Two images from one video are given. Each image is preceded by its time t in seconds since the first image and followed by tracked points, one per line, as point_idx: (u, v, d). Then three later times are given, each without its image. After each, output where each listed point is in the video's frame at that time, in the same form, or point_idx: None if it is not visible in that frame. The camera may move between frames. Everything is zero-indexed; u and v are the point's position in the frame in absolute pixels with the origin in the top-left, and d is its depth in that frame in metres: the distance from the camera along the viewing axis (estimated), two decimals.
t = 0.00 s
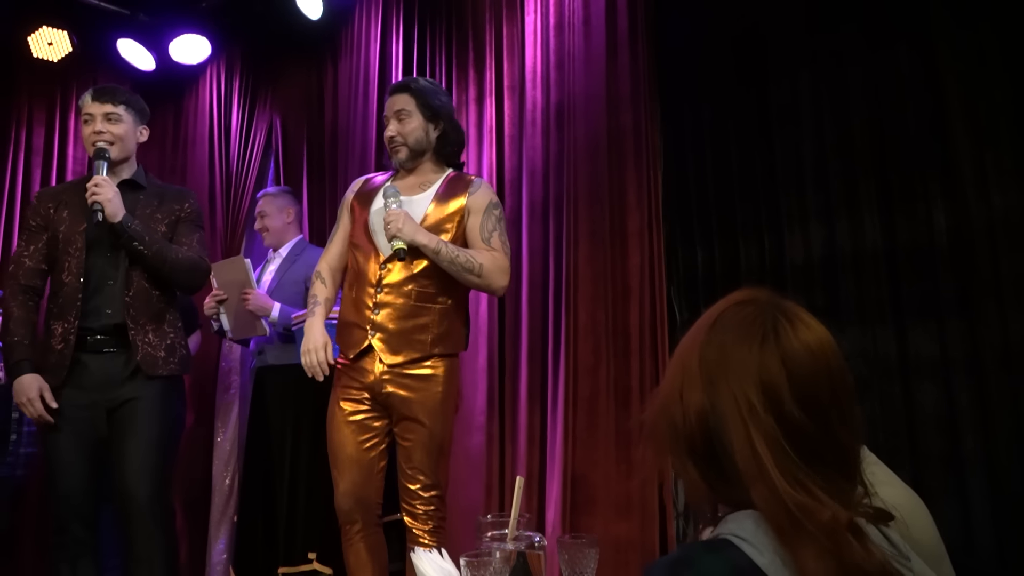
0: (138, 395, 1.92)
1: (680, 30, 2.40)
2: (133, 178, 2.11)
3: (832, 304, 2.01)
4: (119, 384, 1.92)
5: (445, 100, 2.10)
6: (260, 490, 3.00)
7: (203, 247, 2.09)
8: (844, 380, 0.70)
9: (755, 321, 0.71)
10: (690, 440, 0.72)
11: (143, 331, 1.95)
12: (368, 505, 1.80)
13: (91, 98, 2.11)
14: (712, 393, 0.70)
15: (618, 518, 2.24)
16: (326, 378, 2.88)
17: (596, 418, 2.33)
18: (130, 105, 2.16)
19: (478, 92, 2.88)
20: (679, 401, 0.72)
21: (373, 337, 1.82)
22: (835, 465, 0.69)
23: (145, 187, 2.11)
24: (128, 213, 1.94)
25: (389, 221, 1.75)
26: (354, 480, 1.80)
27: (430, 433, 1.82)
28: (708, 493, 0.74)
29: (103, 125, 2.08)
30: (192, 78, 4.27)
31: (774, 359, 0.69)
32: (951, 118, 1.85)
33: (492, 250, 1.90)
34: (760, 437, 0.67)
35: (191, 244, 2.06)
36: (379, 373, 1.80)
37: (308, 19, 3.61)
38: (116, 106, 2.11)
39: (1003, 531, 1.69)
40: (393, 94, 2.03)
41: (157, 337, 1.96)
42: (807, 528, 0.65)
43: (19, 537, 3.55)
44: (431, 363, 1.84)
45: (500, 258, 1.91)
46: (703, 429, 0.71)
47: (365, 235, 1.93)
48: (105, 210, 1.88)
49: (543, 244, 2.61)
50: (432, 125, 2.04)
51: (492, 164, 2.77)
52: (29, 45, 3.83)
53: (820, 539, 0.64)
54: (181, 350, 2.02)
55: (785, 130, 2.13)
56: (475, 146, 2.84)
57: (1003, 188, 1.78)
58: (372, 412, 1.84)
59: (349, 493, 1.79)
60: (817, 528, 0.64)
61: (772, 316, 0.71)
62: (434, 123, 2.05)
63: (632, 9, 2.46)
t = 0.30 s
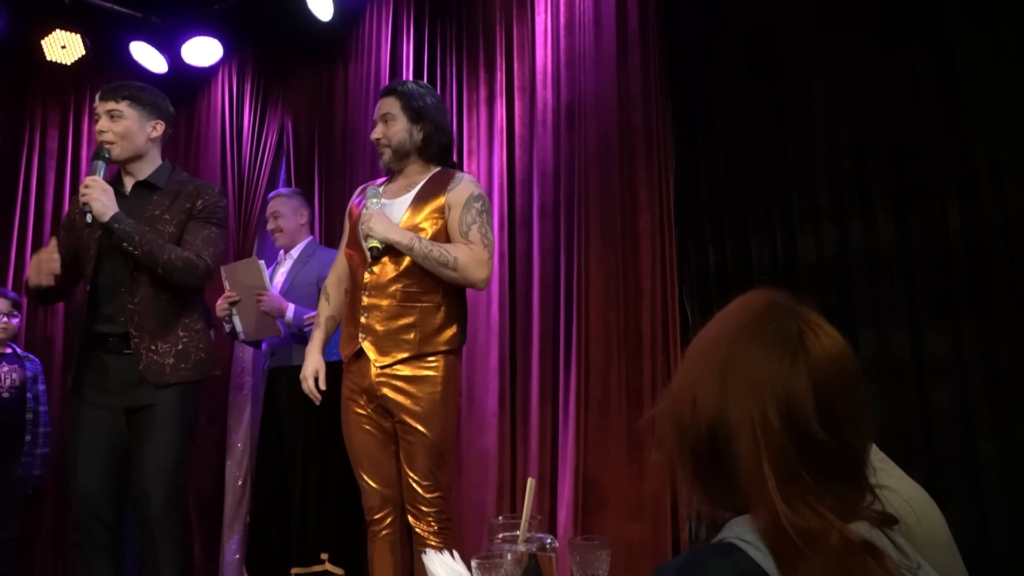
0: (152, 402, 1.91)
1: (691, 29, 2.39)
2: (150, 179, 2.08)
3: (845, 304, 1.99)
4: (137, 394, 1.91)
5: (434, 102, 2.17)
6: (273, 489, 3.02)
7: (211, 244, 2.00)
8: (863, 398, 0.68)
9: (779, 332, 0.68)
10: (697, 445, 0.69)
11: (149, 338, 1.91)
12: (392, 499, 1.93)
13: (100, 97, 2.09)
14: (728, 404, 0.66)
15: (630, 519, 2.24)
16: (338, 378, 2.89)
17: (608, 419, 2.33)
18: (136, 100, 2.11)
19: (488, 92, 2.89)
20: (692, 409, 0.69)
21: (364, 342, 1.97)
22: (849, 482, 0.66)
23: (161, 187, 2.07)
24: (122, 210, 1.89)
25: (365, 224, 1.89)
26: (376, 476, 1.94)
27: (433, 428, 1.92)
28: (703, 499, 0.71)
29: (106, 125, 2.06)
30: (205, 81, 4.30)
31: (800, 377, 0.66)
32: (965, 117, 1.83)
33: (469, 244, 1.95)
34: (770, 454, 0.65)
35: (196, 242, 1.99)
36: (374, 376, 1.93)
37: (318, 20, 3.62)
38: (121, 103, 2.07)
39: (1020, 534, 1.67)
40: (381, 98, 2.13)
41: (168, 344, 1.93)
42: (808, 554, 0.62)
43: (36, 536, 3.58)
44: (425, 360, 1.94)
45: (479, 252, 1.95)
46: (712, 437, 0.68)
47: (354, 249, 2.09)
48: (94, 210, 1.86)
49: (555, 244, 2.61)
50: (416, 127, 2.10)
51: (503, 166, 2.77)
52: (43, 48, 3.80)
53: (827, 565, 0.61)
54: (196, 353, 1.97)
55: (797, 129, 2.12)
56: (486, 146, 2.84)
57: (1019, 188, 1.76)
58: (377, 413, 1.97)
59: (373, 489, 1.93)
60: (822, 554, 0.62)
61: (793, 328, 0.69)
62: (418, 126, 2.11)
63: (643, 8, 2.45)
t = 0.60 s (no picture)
0: (194, 408, 1.91)
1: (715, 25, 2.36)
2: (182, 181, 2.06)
3: (875, 302, 1.96)
4: (179, 399, 1.93)
5: (442, 104, 2.24)
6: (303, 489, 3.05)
7: (238, 250, 1.98)
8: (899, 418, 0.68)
9: (832, 353, 0.66)
10: (730, 461, 0.66)
11: (187, 347, 1.91)
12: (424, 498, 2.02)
13: (129, 101, 2.08)
14: (783, 433, 0.64)
15: (658, 520, 2.22)
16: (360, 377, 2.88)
17: (634, 419, 2.32)
18: (161, 103, 2.07)
19: (511, 92, 2.88)
20: (733, 427, 0.65)
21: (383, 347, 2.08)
22: (880, 500, 0.67)
23: (193, 190, 2.05)
24: (146, 221, 1.89)
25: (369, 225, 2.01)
26: (408, 477, 2.04)
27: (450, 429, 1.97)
28: (716, 496, 0.69)
29: (134, 131, 2.05)
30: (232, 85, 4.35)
31: (862, 408, 0.64)
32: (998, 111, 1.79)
33: (468, 244, 2.02)
34: (825, 487, 0.63)
35: (224, 249, 1.96)
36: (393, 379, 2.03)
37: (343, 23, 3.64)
38: (146, 107, 2.05)
39: None
40: (390, 100, 2.21)
41: (207, 351, 1.92)
42: None
43: (72, 534, 3.65)
44: (437, 361, 2.01)
45: (477, 251, 2.02)
46: (753, 460, 0.65)
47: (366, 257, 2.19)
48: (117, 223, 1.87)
49: (580, 244, 2.60)
50: (422, 131, 2.18)
51: (527, 166, 2.77)
52: (75, 55, 3.88)
53: None
54: (237, 358, 1.96)
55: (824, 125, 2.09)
56: (510, 146, 2.84)
57: None
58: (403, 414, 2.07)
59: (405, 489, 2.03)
60: None
61: (849, 352, 0.67)
62: (424, 129, 2.18)
63: (666, 5, 2.43)
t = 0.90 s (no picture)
0: (277, 414, 1.97)
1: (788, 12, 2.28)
2: (256, 191, 2.11)
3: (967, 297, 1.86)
4: (261, 404, 1.98)
5: (519, 106, 2.25)
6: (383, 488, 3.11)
7: (312, 257, 2.03)
8: (978, 412, 0.67)
9: (912, 347, 0.64)
10: (808, 465, 0.63)
11: (269, 355, 1.97)
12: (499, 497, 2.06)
13: (196, 115, 2.13)
14: (867, 432, 0.61)
15: (739, 523, 2.17)
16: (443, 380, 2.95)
17: (713, 420, 2.27)
18: (226, 115, 2.11)
19: (582, 91, 2.87)
20: (809, 428, 0.62)
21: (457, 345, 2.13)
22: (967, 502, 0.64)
23: (267, 198, 2.10)
24: (221, 235, 1.93)
25: (441, 221, 2.08)
26: (483, 476, 2.08)
27: (522, 428, 2.00)
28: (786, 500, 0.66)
29: (202, 145, 2.09)
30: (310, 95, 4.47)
31: (946, 403, 0.62)
32: None
33: (534, 238, 2.03)
34: (913, 488, 0.60)
35: (299, 257, 2.02)
36: (466, 378, 2.08)
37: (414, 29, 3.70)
38: (211, 120, 2.09)
39: None
40: (469, 101, 2.23)
41: (287, 358, 1.97)
42: None
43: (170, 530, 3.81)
44: (509, 360, 2.04)
45: (543, 246, 2.02)
46: (833, 462, 0.62)
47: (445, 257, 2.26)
48: (195, 238, 1.91)
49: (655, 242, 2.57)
50: (500, 132, 2.19)
51: (599, 165, 2.76)
52: (163, 71, 4.11)
53: None
54: (317, 364, 2.01)
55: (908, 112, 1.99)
56: (582, 145, 2.83)
57: None
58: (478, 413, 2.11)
59: (480, 487, 2.08)
60: None
61: (927, 345, 0.64)
62: (501, 130, 2.19)
63: None
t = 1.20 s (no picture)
0: (370, 413, 2.01)
1: None
2: (344, 190, 2.16)
3: None
4: (354, 404, 2.02)
5: (627, 103, 2.23)
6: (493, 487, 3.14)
7: (411, 258, 2.07)
8: None
9: None
10: (944, 471, 0.66)
11: (365, 354, 2.03)
12: (610, 497, 2.07)
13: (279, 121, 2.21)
14: (1012, 440, 0.63)
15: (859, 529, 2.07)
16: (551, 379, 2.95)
17: (828, 420, 2.18)
18: (304, 117, 2.16)
19: (684, 84, 2.82)
20: (950, 436, 0.65)
21: (568, 346, 2.15)
22: None
23: (355, 197, 2.15)
24: (318, 256, 1.98)
25: (546, 220, 2.08)
26: (595, 476, 2.09)
27: (632, 429, 1.99)
28: (911, 505, 0.69)
29: (284, 150, 2.17)
30: (416, 102, 4.58)
31: None
32: None
33: (639, 236, 2.01)
34: None
35: (397, 258, 2.07)
36: (577, 378, 2.09)
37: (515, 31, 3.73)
38: (289, 124, 2.16)
39: None
40: (574, 98, 2.23)
41: (381, 357, 2.03)
42: None
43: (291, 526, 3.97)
44: (619, 361, 2.03)
45: (647, 244, 2.00)
46: (972, 469, 0.65)
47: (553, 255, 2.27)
48: (294, 265, 1.96)
49: (762, 236, 2.49)
50: (605, 130, 2.18)
51: (703, 158, 2.70)
52: (277, 85, 4.30)
53: None
54: (411, 362, 2.06)
55: None
56: (685, 140, 2.78)
57: None
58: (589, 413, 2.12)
59: (592, 487, 2.09)
60: None
61: None
62: (607, 128, 2.18)
63: None
